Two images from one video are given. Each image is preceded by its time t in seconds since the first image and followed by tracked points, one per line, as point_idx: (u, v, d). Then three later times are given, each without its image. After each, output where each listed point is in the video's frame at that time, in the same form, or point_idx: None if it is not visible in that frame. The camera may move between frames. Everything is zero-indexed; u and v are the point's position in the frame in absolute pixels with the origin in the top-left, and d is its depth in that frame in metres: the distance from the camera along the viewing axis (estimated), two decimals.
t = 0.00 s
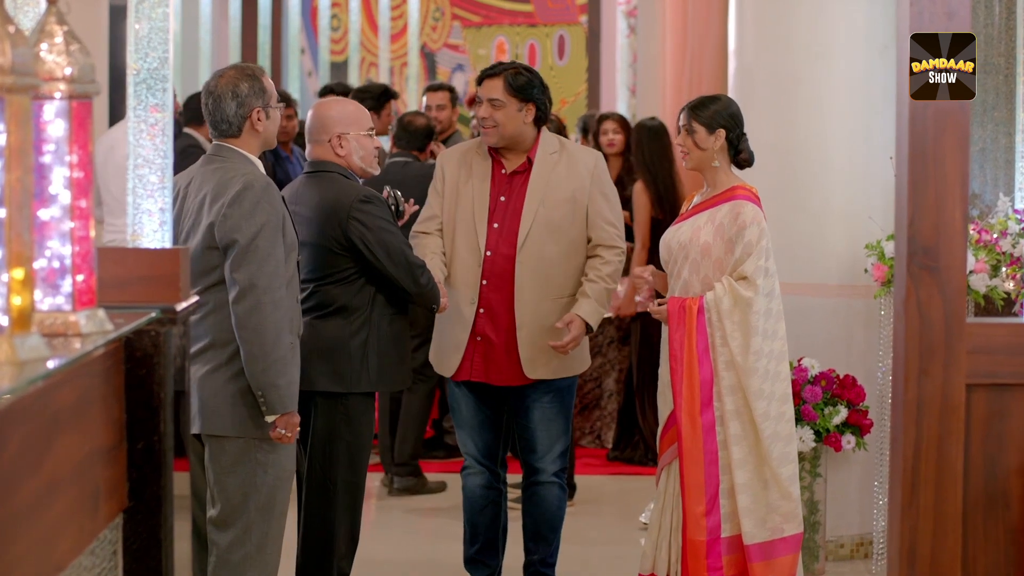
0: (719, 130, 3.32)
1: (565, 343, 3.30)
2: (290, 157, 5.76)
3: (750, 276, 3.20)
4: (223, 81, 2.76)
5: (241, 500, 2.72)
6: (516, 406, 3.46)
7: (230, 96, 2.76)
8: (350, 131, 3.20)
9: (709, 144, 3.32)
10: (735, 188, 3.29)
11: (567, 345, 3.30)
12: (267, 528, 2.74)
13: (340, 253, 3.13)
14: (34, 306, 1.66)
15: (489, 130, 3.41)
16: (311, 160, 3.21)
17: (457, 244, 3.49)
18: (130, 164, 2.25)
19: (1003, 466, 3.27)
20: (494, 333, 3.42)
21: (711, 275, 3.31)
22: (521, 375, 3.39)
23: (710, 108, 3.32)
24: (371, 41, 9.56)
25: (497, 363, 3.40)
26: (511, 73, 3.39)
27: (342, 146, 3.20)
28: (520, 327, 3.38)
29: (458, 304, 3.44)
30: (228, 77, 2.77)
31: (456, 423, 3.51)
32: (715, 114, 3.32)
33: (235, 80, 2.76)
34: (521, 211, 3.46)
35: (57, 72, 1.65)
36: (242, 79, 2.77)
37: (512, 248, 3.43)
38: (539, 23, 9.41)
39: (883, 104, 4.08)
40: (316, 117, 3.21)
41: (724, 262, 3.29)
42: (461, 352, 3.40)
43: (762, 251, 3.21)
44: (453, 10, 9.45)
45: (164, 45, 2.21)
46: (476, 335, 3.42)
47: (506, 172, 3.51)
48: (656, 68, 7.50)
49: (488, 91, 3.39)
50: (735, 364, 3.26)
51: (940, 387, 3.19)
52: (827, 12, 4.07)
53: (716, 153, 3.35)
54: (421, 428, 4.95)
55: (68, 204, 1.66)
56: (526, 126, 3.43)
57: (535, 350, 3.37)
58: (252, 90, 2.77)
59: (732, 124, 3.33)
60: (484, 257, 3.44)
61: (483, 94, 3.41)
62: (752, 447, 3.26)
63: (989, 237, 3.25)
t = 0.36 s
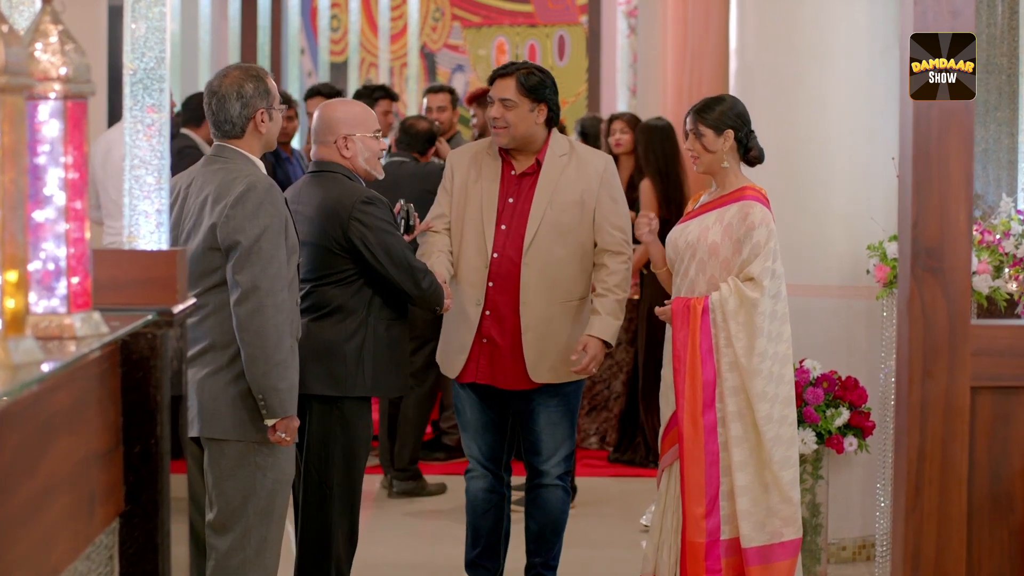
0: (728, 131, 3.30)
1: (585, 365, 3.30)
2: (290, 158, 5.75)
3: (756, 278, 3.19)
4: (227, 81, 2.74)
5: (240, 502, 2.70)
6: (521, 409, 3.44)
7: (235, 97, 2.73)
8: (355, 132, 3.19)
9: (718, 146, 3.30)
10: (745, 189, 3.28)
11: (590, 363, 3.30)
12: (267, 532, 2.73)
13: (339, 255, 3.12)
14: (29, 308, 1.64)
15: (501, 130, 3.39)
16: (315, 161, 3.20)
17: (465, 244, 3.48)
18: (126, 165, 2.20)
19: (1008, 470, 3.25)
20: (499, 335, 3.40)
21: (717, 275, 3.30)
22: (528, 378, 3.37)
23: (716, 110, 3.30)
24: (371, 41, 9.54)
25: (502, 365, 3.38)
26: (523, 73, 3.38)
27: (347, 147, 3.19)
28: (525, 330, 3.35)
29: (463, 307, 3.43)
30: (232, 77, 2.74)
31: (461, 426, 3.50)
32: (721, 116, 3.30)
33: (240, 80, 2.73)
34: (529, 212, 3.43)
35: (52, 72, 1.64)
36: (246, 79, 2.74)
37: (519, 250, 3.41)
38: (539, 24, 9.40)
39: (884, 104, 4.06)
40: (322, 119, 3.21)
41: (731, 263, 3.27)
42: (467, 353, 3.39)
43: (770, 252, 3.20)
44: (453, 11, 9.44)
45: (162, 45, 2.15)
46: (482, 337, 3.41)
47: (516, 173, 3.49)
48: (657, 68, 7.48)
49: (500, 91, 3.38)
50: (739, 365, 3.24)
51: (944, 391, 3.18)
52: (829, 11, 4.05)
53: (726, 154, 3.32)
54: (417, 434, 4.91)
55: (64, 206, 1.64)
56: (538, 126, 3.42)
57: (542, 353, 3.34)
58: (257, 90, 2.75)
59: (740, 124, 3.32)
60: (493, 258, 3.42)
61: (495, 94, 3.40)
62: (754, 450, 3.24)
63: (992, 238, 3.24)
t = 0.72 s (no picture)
0: (734, 133, 3.28)
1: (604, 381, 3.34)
2: (288, 159, 5.73)
3: (761, 279, 3.16)
4: (235, 83, 2.71)
5: (241, 508, 2.68)
6: (522, 412, 3.42)
7: (243, 100, 2.71)
8: (351, 134, 3.16)
9: (724, 147, 3.28)
10: (751, 191, 3.26)
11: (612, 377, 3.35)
12: (268, 538, 2.70)
13: (339, 257, 3.10)
14: (23, 312, 1.61)
15: (506, 126, 3.37)
16: (309, 164, 3.17)
17: (465, 243, 3.45)
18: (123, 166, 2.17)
19: (1013, 473, 3.23)
20: (499, 336, 3.38)
21: (723, 276, 3.28)
22: (527, 378, 3.35)
23: (722, 112, 3.28)
24: (371, 42, 9.53)
25: (502, 367, 3.36)
26: (531, 69, 3.37)
27: (343, 149, 3.16)
28: (525, 332, 3.34)
29: (463, 306, 3.40)
30: (240, 79, 2.72)
31: (460, 430, 3.47)
32: (727, 117, 3.27)
33: (248, 83, 2.71)
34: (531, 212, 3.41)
35: (47, 73, 1.62)
36: (255, 82, 2.72)
37: (519, 249, 3.39)
38: (540, 25, 9.39)
39: (886, 105, 4.05)
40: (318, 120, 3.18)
41: (737, 264, 3.26)
42: (467, 353, 3.37)
43: (777, 254, 3.17)
44: (453, 12, 9.43)
45: (158, 46, 2.14)
46: (482, 338, 3.39)
47: (518, 173, 3.47)
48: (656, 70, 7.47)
49: (507, 86, 3.36)
50: (742, 368, 3.22)
51: (949, 395, 3.15)
52: (832, 12, 4.04)
53: (732, 156, 3.30)
54: (417, 439, 4.89)
55: (59, 208, 1.62)
56: (543, 124, 3.40)
57: (543, 355, 3.32)
58: (265, 93, 2.73)
59: (745, 125, 3.30)
60: (494, 258, 3.41)
61: (501, 90, 3.38)
62: (757, 452, 3.22)
63: (994, 240, 3.25)
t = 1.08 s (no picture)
0: (736, 135, 3.25)
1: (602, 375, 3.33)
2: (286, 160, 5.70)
3: (765, 281, 3.15)
4: (249, 86, 2.70)
5: (245, 514, 2.66)
6: (518, 414, 3.39)
7: (257, 103, 2.70)
8: (348, 137, 3.13)
9: (727, 150, 3.26)
10: (755, 193, 3.24)
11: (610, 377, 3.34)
12: (271, 545, 2.68)
13: (335, 260, 3.08)
14: (19, 315, 1.60)
15: (505, 122, 3.35)
16: (304, 165, 3.15)
17: (461, 241, 3.41)
18: (118, 168, 2.07)
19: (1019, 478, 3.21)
20: (497, 335, 3.35)
21: (726, 279, 3.26)
22: (524, 378, 3.32)
23: (722, 114, 3.24)
24: (371, 43, 9.50)
25: (500, 366, 3.33)
26: (531, 66, 3.35)
27: (340, 152, 3.14)
28: (524, 330, 3.31)
29: (460, 306, 3.36)
30: (254, 82, 2.70)
31: (457, 434, 3.44)
32: (728, 120, 3.24)
33: (263, 85, 2.70)
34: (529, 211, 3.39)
35: (42, 73, 1.60)
36: (268, 84, 2.71)
37: (518, 248, 3.37)
38: (540, 27, 9.37)
39: (888, 106, 4.04)
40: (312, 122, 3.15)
41: (740, 265, 3.24)
42: (465, 351, 3.33)
43: (781, 257, 3.17)
44: (454, 13, 9.41)
45: (156, 46, 2.06)
46: (480, 336, 3.36)
47: (515, 172, 3.45)
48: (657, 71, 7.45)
49: (507, 82, 3.34)
50: (745, 370, 3.20)
51: (953, 399, 3.15)
52: (833, 13, 4.02)
53: (735, 158, 3.28)
54: (417, 443, 4.87)
55: (55, 210, 1.61)
56: (542, 122, 3.39)
57: (540, 354, 3.30)
58: (280, 97, 2.72)
59: (746, 126, 3.27)
60: (491, 256, 3.38)
61: (500, 85, 3.36)
62: (759, 455, 3.21)
63: (997, 242, 3.18)
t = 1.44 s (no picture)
0: (733, 140, 3.23)
1: (567, 280, 3.24)
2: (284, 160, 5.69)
3: (768, 283, 3.13)
4: (242, 85, 2.67)
5: (245, 515, 2.64)
6: (517, 416, 3.37)
7: (251, 102, 2.67)
8: (350, 144, 3.12)
9: (726, 155, 3.25)
10: (759, 194, 3.22)
11: (556, 289, 3.25)
12: (270, 547, 2.65)
13: (330, 268, 3.06)
14: (15, 318, 1.58)
15: (503, 117, 3.32)
16: (299, 171, 3.12)
17: (460, 241, 3.39)
18: (115, 169, 2.03)
19: None
20: (500, 333, 3.33)
21: (730, 281, 3.24)
22: (528, 378, 3.30)
23: (717, 119, 3.23)
24: (372, 44, 9.48)
25: (503, 365, 3.31)
26: (531, 63, 3.34)
27: (346, 162, 3.13)
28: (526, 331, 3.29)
29: (461, 307, 3.34)
30: (247, 81, 2.68)
31: (452, 438, 3.41)
32: (723, 124, 3.23)
33: (256, 85, 2.68)
34: (529, 211, 3.37)
35: (38, 73, 1.58)
36: (262, 84, 2.69)
37: (519, 247, 3.35)
38: (541, 27, 9.33)
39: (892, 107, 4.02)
40: (309, 133, 3.07)
41: (744, 268, 3.22)
42: (467, 351, 3.30)
43: (784, 258, 3.15)
44: (456, 14, 9.37)
45: (154, 46, 2.02)
46: (483, 336, 3.33)
47: (512, 171, 3.41)
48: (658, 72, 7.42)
49: (506, 76, 3.32)
50: (747, 373, 3.19)
51: (958, 402, 3.13)
52: (837, 13, 4.00)
53: (733, 163, 3.26)
54: (420, 445, 4.84)
55: (51, 211, 1.59)
56: (538, 119, 3.37)
57: (541, 353, 3.28)
58: (273, 96, 2.69)
59: (743, 130, 3.25)
60: (491, 255, 3.35)
61: (499, 79, 3.34)
62: (761, 458, 3.19)
63: (1001, 243, 3.19)
